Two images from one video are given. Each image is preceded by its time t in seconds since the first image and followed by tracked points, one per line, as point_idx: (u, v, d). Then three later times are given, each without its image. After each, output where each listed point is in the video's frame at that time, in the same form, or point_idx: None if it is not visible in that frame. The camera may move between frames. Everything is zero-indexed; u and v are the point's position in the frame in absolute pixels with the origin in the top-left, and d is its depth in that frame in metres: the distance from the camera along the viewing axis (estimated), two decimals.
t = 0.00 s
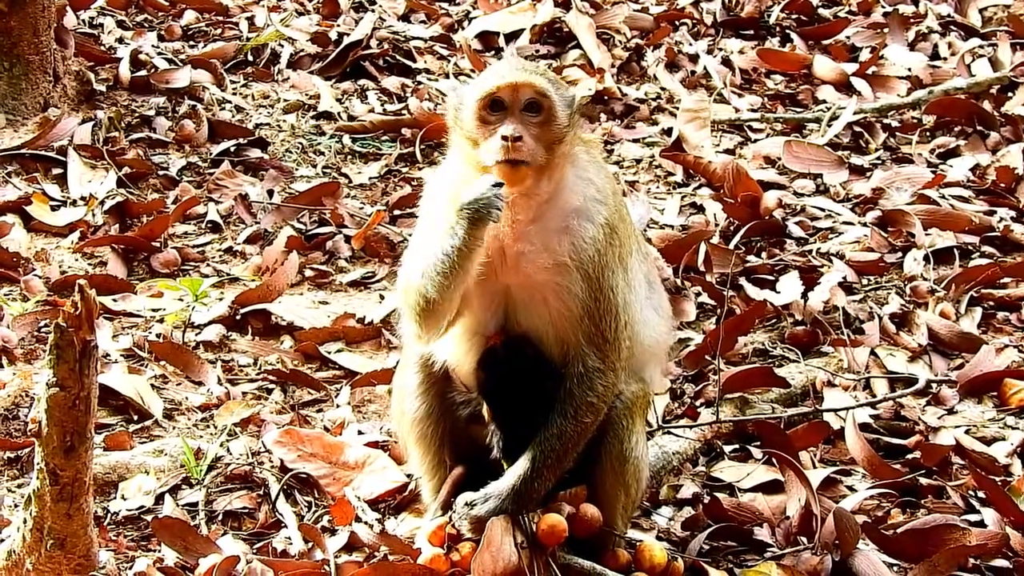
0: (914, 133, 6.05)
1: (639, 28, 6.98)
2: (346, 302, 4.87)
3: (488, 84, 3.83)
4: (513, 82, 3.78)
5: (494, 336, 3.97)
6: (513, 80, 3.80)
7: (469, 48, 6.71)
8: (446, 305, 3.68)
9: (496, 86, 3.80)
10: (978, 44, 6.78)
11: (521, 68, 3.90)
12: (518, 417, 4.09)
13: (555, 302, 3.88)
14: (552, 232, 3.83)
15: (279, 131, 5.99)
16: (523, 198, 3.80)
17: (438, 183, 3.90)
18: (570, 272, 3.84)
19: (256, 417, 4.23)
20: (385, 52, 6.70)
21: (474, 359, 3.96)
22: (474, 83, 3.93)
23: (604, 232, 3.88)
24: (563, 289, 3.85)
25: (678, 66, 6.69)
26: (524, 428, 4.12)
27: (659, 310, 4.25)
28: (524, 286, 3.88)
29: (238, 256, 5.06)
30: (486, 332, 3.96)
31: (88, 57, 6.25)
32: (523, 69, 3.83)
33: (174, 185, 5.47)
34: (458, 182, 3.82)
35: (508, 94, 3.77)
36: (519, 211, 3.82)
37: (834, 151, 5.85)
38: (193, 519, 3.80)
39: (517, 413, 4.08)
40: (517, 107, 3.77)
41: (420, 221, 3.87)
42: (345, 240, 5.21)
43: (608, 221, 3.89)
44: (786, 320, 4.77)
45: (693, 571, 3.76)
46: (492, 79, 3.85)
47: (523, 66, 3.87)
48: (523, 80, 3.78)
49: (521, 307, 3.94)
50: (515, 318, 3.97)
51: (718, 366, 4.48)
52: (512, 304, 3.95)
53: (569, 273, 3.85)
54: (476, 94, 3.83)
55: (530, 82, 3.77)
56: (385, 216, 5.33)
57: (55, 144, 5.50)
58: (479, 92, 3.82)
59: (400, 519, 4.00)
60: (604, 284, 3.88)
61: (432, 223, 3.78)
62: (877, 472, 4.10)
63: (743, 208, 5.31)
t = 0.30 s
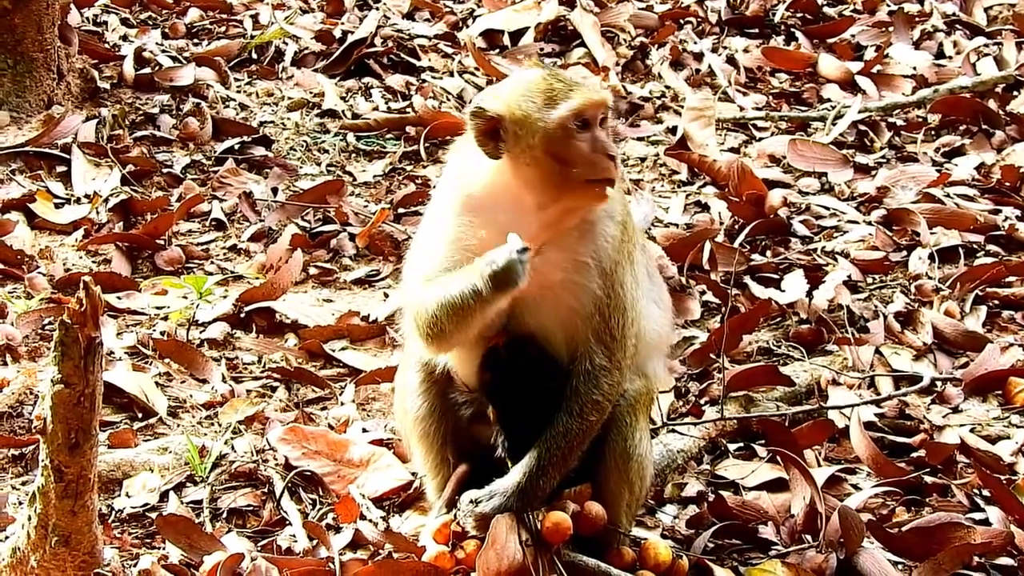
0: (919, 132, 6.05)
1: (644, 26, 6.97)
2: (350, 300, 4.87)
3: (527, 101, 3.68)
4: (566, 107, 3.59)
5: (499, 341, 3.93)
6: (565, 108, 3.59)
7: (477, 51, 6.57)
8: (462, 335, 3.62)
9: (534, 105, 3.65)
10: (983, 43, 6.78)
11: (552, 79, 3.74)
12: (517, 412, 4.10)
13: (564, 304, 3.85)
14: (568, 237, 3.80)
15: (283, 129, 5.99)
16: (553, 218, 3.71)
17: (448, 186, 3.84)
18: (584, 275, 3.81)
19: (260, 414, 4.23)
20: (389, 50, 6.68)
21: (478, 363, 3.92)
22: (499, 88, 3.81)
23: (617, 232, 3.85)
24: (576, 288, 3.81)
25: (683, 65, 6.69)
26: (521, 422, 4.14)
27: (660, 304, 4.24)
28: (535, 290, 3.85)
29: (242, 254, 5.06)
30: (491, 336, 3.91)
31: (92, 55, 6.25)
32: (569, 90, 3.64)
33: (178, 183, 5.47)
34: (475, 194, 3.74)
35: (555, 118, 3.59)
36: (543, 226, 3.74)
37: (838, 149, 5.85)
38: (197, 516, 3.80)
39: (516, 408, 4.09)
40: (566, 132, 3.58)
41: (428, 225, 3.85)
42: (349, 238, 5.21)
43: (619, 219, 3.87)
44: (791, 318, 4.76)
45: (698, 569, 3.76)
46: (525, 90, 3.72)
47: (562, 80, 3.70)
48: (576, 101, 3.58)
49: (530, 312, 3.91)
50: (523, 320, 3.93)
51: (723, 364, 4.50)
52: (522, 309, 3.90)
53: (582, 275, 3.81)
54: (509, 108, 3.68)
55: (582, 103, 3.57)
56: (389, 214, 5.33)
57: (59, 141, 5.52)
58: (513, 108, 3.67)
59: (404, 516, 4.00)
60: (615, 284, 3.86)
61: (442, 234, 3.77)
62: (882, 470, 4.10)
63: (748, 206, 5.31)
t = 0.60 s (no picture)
0: (921, 125, 6.05)
1: (647, 18, 6.97)
2: (351, 291, 4.87)
3: (571, 92, 3.64)
4: (616, 99, 3.61)
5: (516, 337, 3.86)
6: (615, 100, 3.61)
7: (480, 42, 6.57)
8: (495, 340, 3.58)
9: (581, 97, 3.62)
10: (985, 36, 6.78)
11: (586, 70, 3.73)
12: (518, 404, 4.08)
13: (578, 294, 3.85)
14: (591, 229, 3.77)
15: (286, 120, 6.00)
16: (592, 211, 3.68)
17: (470, 178, 3.74)
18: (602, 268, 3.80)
19: (261, 404, 4.23)
20: (392, 41, 6.71)
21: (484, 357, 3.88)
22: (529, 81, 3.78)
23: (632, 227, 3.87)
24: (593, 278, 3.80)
25: (685, 57, 6.70)
26: (522, 413, 4.12)
27: (661, 289, 4.24)
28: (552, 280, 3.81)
29: (244, 244, 5.06)
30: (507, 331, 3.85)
31: (93, 44, 6.24)
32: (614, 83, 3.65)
33: (179, 173, 5.47)
34: (506, 188, 3.66)
35: (608, 111, 3.59)
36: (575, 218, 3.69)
37: (841, 142, 5.87)
38: (198, 505, 3.80)
39: (519, 400, 4.08)
40: (619, 123, 3.60)
41: (450, 217, 3.74)
42: (351, 228, 5.21)
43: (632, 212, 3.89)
44: (792, 310, 4.76)
45: (699, 558, 3.77)
46: (564, 81, 3.69)
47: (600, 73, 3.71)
48: (624, 93, 3.62)
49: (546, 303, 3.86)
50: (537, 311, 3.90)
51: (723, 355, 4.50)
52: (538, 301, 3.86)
53: (600, 267, 3.80)
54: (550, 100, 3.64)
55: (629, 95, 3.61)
56: (391, 204, 5.34)
57: (59, 131, 5.49)
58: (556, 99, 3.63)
59: (405, 505, 4.02)
60: (628, 276, 3.86)
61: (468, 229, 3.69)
62: (882, 462, 4.09)
63: (750, 198, 5.32)
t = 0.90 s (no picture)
0: (919, 115, 6.06)
1: (645, 7, 6.95)
2: (349, 277, 4.87)
3: (553, 80, 3.66)
4: (596, 86, 3.61)
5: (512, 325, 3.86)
6: (597, 87, 3.61)
7: (478, 29, 6.58)
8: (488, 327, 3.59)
9: (563, 85, 3.64)
10: (983, 27, 6.80)
11: (574, 55, 3.73)
12: (514, 390, 4.09)
13: (574, 284, 3.84)
14: (586, 216, 3.79)
15: (284, 105, 6.00)
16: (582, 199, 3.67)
17: (464, 167, 3.76)
18: (597, 256, 3.80)
19: (258, 389, 4.23)
20: (391, 27, 6.69)
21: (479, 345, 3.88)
22: (520, 67, 3.79)
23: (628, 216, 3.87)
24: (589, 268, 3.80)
25: (684, 45, 6.69)
26: (519, 400, 4.13)
27: (659, 277, 4.24)
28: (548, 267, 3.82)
29: (241, 229, 5.05)
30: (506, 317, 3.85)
31: (92, 29, 6.22)
32: (599, 69, 3.66)
33: (177, 158, 5.46)
34: (499, 175, 3.68)
35: (588, 97, 3.60)
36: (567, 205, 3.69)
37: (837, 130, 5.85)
38: (194, 490, 3.79)
39: (515, 386, 4.09)
40: (598, 112, 3.59)
41: (446, 203, 3.75)
42: (348, 214, 5.21)
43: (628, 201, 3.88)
44: (790, 298, 4.77)
45: (695, 546, 3.75)
46: (550, 69, 3.70)
47: (588, 59, 3.71)
48: (606, 80, 3.61)
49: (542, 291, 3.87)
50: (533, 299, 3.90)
51: (721, 343, 4.52)
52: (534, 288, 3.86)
53: (595, 254, 3.81)
54: (536, 86, 3.65)
55: (612, 82, 3.61)
56: (389, 190, 5.34)
57: (58, 115, 5.50)
58: (542, 86, 3.65)
59: (402, 491, 4.02)
60: (624, 265, 3.87)
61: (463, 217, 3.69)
62: (879, 450, 4.10)
63: (748, 186, 5.33)
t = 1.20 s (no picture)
0: (907, 105, 6.07)
1: None
2: (337, 268, 4.86)
3: (523, 74, 3.67)
4: (564, 81, 3.62)
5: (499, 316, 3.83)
6: (564, 80, 3.62)
7: (467, 19, 6.58)
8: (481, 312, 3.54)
9: (533, 79, 3.65)
10: (972, 18, 6.82)
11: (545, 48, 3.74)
12: (506, 383, 4.07)
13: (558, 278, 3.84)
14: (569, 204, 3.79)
15: (272, 95, 6.00)
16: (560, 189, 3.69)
17: (444, 162, 3.75)
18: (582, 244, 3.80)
19: (246, 380, 4.23)
20: (380, 17, 6.68)
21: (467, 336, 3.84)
22: (496, 61, 3.81)
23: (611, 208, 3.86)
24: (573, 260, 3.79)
25: (673, 36, 6.69)
26: (506, 393, 4.09)
27: (646, 269, 4.23)
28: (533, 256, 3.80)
29: (230, 220, 5.05)
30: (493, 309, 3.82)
31: (80, 18, 6.21)
32: (570, 61, 3.66)
33: (166, 148, 5.46)
34: (478, 166, 3.68)
35: (556, 91, 3.60)
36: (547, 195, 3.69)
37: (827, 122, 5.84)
38: (182, 482, 3.78)
39: (504, 381, 4.06)
40: (567, 104, 3.60)
41: (430, 196, 3.73)
42: (337, 205, 5.22)
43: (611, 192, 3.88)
44: (778, 290, 4.75)
45: (683, 538, 3.75)
46: (521, 63, 3.71)
47: (559, 50, 3.72)
48: (573, 74, 3.62)
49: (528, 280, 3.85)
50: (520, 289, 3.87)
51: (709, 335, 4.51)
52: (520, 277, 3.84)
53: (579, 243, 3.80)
54: (507, 80, 3.67)
55: (581, 76, 3.61)
56: (377, 180, 5.34)
57: (46, 105, 5.51)
58: (513, 79, 3.66)
59: (390, 483, 4.02)
60: (607, 257, 3.88)
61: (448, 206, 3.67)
62: (868, 442, 4.10)
63: (736, 177, 5.32)
